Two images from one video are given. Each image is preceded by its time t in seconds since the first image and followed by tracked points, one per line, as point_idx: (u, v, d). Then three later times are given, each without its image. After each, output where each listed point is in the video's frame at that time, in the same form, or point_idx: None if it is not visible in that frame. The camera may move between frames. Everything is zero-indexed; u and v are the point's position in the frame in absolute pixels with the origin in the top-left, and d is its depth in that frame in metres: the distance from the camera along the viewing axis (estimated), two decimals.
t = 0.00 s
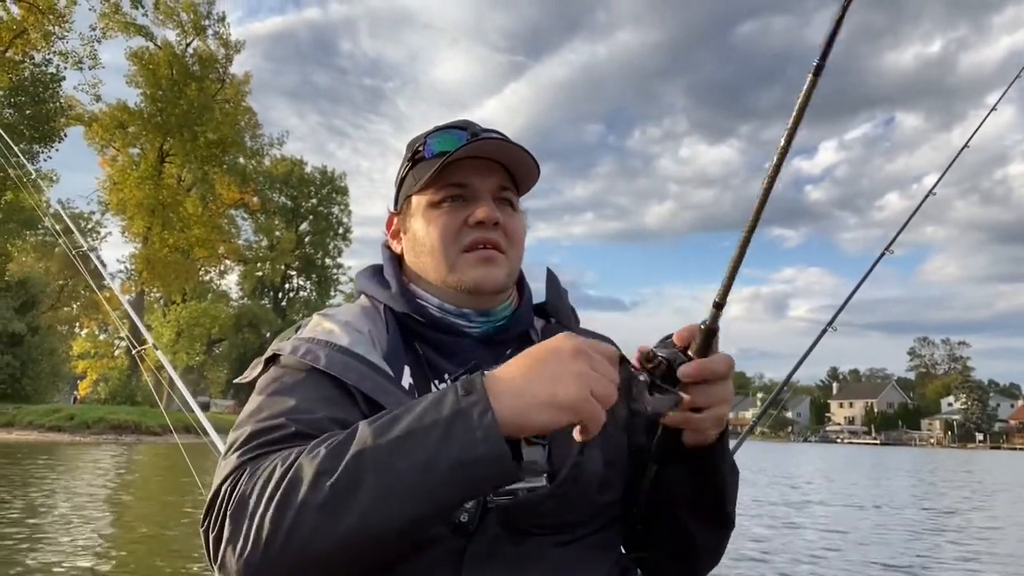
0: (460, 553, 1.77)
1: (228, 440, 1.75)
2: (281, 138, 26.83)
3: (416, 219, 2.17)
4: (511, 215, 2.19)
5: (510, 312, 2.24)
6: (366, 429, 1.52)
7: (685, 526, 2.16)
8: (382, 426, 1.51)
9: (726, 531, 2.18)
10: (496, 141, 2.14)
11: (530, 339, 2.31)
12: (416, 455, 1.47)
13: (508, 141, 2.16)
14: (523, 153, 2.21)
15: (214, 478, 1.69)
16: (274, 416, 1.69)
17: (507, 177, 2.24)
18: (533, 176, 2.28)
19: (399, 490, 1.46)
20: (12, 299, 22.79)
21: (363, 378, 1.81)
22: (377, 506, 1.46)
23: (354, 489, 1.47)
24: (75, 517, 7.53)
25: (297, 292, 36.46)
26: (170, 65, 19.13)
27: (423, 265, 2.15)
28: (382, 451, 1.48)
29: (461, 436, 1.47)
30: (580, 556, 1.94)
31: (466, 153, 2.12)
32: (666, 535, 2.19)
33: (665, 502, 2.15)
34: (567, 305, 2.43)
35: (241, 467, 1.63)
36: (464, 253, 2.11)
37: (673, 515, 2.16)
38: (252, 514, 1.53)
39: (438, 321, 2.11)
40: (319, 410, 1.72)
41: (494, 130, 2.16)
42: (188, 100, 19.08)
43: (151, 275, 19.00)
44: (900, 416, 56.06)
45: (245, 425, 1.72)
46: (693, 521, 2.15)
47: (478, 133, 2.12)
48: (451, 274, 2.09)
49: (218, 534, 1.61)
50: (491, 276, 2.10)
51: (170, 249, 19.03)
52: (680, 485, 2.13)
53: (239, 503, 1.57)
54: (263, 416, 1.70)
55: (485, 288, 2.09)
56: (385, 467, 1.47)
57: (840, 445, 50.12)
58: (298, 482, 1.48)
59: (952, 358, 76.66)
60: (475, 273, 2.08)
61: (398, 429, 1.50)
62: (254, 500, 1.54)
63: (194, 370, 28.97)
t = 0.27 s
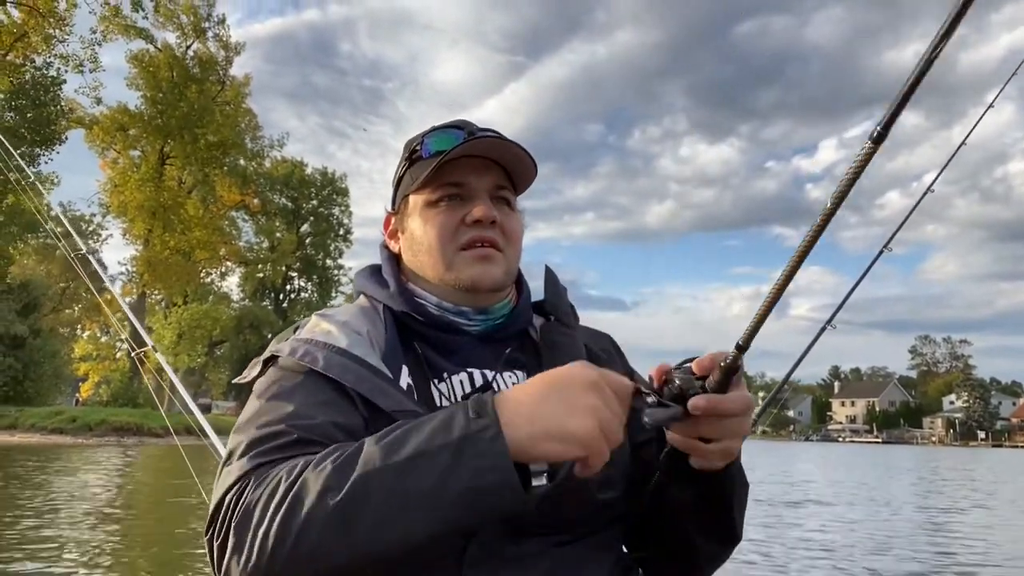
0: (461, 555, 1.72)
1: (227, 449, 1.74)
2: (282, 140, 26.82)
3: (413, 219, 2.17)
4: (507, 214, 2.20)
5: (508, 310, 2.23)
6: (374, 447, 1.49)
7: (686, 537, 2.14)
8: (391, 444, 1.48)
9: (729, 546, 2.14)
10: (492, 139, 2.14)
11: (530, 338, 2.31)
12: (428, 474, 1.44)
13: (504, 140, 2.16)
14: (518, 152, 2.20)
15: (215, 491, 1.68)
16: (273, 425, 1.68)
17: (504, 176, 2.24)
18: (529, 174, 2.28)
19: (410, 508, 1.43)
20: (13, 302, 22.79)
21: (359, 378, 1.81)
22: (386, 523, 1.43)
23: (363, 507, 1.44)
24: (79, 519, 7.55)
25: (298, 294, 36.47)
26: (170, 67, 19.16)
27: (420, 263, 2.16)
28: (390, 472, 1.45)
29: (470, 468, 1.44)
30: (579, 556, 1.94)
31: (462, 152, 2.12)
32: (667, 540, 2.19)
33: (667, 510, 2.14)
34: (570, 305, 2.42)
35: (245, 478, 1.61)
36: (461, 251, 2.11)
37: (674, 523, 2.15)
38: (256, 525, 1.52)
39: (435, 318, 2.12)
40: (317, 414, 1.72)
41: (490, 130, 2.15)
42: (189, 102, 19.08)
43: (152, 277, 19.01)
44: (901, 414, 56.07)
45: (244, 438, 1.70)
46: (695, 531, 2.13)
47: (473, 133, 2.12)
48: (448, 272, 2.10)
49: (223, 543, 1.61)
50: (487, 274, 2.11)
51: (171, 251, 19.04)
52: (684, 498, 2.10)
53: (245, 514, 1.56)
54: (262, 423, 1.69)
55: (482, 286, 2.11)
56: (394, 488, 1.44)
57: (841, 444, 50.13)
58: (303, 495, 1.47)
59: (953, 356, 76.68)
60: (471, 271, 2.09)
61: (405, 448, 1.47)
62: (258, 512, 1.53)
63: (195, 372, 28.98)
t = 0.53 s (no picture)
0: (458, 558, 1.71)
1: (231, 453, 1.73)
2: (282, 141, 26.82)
3: (412, 217, 2.18)
4: (507, 211, 2.20)
5: (508, 308, 2.23)
6: (381, 448, 1.46)
7: (687, 538, 2.14)
8: (398, 445, 1.45)
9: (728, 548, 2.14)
10: (492, 138, 2.14)
11: (530, 336, 2.30)
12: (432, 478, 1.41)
13: (504, 137, 2.16)
14: (517, 150, 2.20)
15: (220, 498, 1.66)
16: (278, 424, 1.67)
17: (504, 175, 2.24)
18: (529, 171, 2.28)
19: (416, 509, 1.40)
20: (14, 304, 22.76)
21: (360, 376, 1.81)
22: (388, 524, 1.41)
23: (370, 505, 1.41)
24: (82, 521, 7.57)
25: (298, 295, 36.45)
26: (170, 69, 19.18)
27: (419, 260, 2.17)
28: (398, 472, 1.42)
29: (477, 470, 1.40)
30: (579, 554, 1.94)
31: (461, 150, 2.11)
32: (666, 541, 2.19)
33: (666, 513, 2.14)
34: (571, 303, 2.42)
35: (254, 477, 1.59)
36: (460, 248, 2.12)
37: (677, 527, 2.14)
38: (262, 525, 1.51)
39: (437, 316, 2.12)
40: (322, 414, 1.72)
41: (489, 127, 2.15)
42: (189, 104, 19.08)
43: (153, 279, 19.01)
44: (902, 412, 56.14)
45: (248, 444, 1.68)
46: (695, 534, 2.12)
47: (474, 130, 2.12)
48: (447, 268, 2.11)
49: (229, 545, 1.60)
50: (487, 270, 2.12)
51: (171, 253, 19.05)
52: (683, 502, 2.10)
53: (252, 516, 1.54)
54: (268, 423, 1.69)
55: (481, 282, 2.11)
56: (401, 487, 1.41)
57: (842, 442, 50.18)
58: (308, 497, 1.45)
59: (953, 355, 76.82)
60: (470, 268, 2.10)
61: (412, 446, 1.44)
62: (264, 516, 1.51)
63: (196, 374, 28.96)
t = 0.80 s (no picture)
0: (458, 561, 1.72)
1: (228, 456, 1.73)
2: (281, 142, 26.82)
3: (414, 215, 2.18)
4: (509, 210, 2.21)
5: (509, 308, 2.24)
6: (391, 475, 1.42)
7: (690, 553, 2.14)
8: (409, 474, 1.41)
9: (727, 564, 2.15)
10: (495, 136, 2.14)
11: (531, 337, 2.29)
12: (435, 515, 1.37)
13: (506, 136, 2.16)
14: (520, 150, 2.21)
15: (219, 496, 1.66)
16: (279, 426, 1.66)
17: (506, 174, 2.25)
18: (531, 171, 2.28)
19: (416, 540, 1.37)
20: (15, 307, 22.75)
21: (359, 379, 1.81)
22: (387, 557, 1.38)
23: (372, 537, 1.38)
24: (86, 522, 7.58)
25: (298, 296, 36.46)
26: (169, 71, 19.19)
27: (420, 258, 2.18)
28: (404, 504, 1.38)
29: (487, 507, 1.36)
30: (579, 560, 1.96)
31: (463, 150, 2.12)
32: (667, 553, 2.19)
33: (668, 529, 2.14)
34: (573, 304, 2.41)
35: (256, 478, 1.58)
36: (462, 247, 2.13)
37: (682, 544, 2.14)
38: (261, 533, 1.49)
39: (438, 316, 2.12)
40: (326, 418, 1.72)
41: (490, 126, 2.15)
42: (187, 105, 19.08)
43: (152, 281, 19.02)
44: (901, 411, 56.25)
45: (248, 447, 1.67)
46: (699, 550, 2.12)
47: (477, 129, 2.12)
48: (449, 267, 2.12)
49: (228, 546, 1.60)
50: (488, 269, 2.14)
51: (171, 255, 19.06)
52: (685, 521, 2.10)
53: (252, 524, 1.53)
54: (270, 426, 1.67)
55: (482, 281, 2.12)
56: (407, 518, 1.38)
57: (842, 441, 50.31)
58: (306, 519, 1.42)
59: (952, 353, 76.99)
60: (471, 267, 2.12)
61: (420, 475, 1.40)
62: (263, 525, 1.50)
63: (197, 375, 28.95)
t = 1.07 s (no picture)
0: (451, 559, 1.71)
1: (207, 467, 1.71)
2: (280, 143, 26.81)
3: (411, 210, 2.20)
4: (504, 203, 2.23)
5: (505, 302, 2.23)
6: (329, 539, 1.37)
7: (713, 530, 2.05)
8: (348, 537, 1.37)
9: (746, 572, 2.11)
10: (490, 130, 2.17)
11: (526, 334, 2.27)
12: None
13: (501, 131, 2.19)
14: (514, 143, 2.23)
15: (190, 517, 1.64)
16: (245, 452, 1.66)
17: (501, 169, 2.27)
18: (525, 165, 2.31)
19: None
20: (15, 308, 22.76)
21: (349, 380, 1.83)
22: None
23: None
24: (88, 523, 7.61)
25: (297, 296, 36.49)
26: (167, 72, 19.17)
27: (417, 251, 2.19)
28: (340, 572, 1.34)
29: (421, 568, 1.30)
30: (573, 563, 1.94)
31: (457, 142, 2.14)
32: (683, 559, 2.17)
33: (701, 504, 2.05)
34: (567, 303, 2.38)
35: (211, 515, 1.58)
36: (459, 239, 2.14)
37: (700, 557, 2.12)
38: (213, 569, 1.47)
39: (434, 311, 2.13)
40: (300, 435, 1.73)
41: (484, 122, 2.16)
42: (186, 106, 19.07)
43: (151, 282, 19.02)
44: (901, 409, 56.22)
45: (216, 469, 1.65)
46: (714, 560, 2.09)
47: (471, 123, 2.14)
48: (446, 258, 2.14)
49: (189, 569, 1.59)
50: (486, 260, 2.15)
51: (170, 256, 19.07)
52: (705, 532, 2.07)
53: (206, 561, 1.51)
54: (243, 448, 1.67)
55: (480, 272, 2.13)
56: None
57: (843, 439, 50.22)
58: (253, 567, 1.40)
59: (953, 351, 76.97)
60: (469, 257, 2.13)
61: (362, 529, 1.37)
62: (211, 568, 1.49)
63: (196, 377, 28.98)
